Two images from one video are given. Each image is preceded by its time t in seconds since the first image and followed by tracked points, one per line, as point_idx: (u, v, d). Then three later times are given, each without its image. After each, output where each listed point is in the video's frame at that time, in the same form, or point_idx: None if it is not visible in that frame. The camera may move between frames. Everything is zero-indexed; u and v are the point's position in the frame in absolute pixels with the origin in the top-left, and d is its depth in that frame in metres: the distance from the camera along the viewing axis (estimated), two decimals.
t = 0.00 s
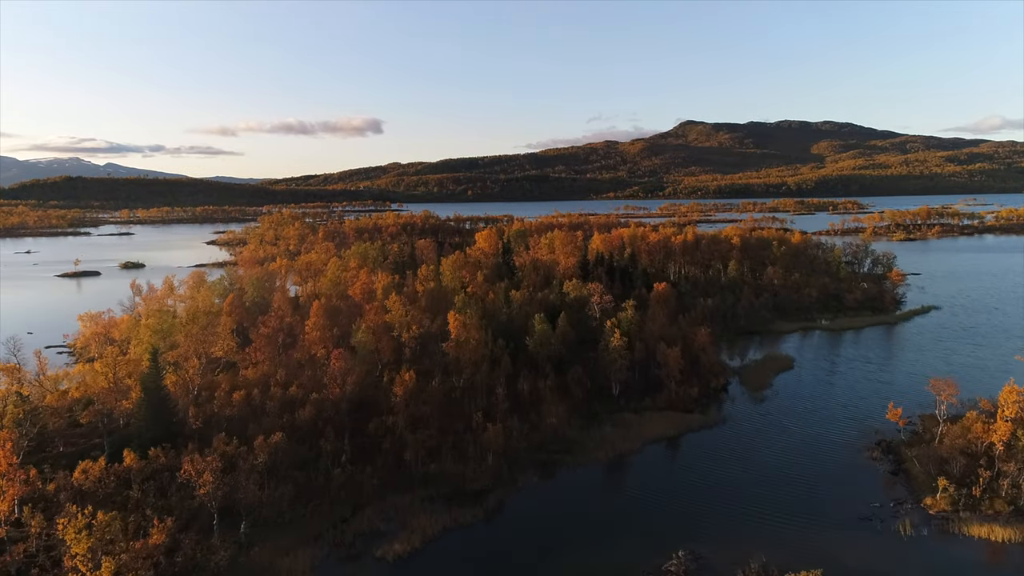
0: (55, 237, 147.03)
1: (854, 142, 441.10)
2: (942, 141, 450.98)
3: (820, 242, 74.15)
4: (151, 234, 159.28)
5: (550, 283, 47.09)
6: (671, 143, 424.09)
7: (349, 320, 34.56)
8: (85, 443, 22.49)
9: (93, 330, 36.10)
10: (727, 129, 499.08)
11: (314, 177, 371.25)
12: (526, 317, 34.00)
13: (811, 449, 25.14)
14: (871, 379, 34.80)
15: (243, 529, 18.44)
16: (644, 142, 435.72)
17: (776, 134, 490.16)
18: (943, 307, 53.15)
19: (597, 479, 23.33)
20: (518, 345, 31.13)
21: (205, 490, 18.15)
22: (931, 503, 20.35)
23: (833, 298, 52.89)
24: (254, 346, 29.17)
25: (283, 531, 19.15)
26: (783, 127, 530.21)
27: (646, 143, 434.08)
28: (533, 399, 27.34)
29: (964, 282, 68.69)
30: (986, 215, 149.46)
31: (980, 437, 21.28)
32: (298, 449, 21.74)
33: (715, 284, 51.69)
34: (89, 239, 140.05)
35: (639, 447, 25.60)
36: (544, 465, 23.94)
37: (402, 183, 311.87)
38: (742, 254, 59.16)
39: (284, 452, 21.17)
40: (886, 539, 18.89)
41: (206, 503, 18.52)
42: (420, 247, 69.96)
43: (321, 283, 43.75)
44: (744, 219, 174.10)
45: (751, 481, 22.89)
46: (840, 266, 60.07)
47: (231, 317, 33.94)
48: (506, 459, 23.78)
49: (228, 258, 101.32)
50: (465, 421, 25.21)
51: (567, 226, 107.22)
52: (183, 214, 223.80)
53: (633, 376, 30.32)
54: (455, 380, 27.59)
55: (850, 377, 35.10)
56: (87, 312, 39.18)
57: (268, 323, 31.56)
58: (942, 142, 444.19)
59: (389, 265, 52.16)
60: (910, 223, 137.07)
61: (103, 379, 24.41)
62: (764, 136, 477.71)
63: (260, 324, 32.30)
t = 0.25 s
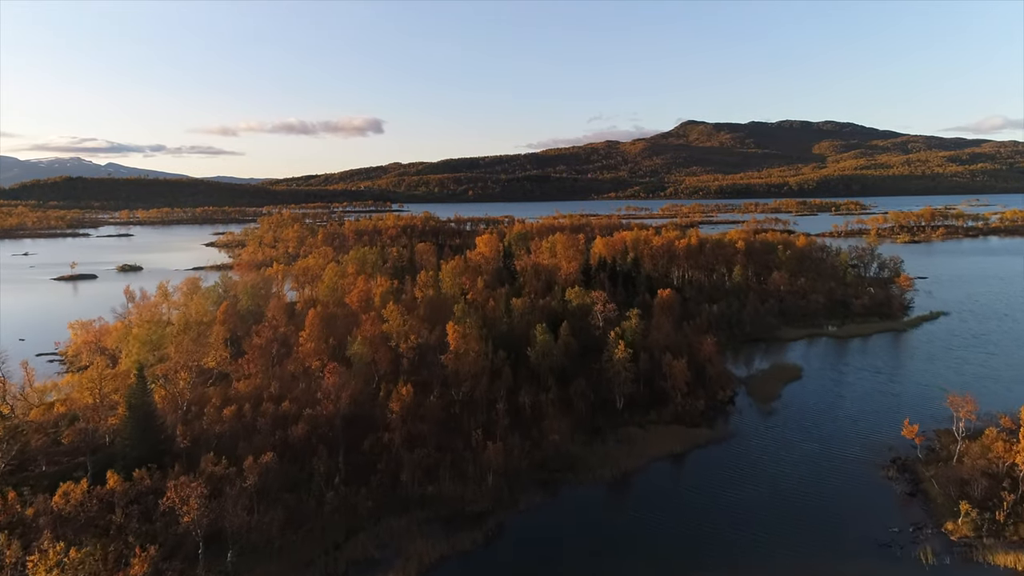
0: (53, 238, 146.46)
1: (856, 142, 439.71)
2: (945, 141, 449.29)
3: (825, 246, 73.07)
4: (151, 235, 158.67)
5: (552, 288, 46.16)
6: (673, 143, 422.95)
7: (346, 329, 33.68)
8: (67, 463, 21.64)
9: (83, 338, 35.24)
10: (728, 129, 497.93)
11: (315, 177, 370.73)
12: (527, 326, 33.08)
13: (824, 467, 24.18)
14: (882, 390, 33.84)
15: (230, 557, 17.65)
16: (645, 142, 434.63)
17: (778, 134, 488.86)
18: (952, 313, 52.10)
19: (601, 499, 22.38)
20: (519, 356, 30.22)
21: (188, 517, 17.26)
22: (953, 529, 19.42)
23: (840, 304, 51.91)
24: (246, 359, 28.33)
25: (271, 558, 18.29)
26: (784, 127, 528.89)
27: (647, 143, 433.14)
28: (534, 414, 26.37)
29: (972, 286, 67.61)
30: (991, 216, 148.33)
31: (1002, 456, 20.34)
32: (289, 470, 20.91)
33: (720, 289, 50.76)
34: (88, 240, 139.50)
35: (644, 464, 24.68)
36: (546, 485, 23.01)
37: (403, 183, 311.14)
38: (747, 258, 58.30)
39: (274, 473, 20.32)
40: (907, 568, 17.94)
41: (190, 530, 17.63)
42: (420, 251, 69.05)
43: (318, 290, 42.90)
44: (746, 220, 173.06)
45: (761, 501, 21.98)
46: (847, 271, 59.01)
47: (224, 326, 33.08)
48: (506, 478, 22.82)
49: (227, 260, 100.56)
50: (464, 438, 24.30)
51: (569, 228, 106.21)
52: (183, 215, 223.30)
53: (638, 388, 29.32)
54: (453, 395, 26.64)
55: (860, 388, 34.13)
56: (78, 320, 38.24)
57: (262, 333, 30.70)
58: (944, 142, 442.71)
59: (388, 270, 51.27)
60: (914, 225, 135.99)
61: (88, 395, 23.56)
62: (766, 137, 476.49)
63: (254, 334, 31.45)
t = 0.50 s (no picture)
0: (52, 240, 145.90)
1: (857, 143, 438.61)
2: (947, 141, 448.10)
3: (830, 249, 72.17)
4: (150, 236, 157.96)
5: (554, 295, 45.29)
6: (674, 143, 422.13)
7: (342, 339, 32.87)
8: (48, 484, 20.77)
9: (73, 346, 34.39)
10: (729, 129, 496.77)
11: (315, 178, 370.00)
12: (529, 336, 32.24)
13: (838, 485, 23.20)
14: (894, 402, 32.88)
15: None
16: (645, 142, 433.80)
17: (779, 134, 487.84)
18: (961, 319, 51.14)
19: (605, 521, 21.46)
20: (521, 368, 29.36)
21: (171, 546, 16.42)
22: (977, 557, 18.44)
23: (847, 310, 50.97)
24: (238, 372, 27.49)
25: None
26: (786, 127, 527.85)
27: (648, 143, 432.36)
28: (536, 430, 25.52)
29: (978, 290, 66.59)
30: (995, 217, 147.36)
31: None
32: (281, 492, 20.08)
33: (724, 295, 49.86)
34: (86, 241, 138.84)
35: (650, 483, 23.79)
36: (548, 505, 22.07)
37: (403, 183, 310.51)
38: (752, 263, 57.35)
39: (264, 496, 19.44)
40: None
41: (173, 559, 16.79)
42: (420, 255, 68.11)
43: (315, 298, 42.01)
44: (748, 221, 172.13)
45: (772, 523, 21.07)
46: (854, 276, 58.02)
47: (218, 336, 32.26)
48: (506, 498, 21.95)
49: (225, 263, 99.70)
50: (463, 455, 23.43)
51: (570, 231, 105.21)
52: (182, 215, 222.70)
53: (643, 402, 28.42)
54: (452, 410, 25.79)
55: (871, 400, 33.21)
56: (69, 329, 37.45)
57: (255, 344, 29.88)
58: (946, 142, 441.53)
59: (386, 275, 50.38)
60: (918, 226, 134.98)
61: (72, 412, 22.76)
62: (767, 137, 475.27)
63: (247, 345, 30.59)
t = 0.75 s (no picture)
0: (50, 241, 145.15)
1: (859, 143, 437.49)
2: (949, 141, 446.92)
3: (835, 252, 71.16)
4: (148, 237, 157.24)
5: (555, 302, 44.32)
6: (675, 144, 421.29)
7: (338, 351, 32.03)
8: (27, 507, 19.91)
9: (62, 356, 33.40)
10: (731, 129, 495.56)
11: (316, 178, 369.27)
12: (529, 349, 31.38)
13: (852, 506, 22.27)
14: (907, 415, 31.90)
15: None
16: (646, 142, 432.94)
17: (780, 134, 486.83)
18: (970, 325, 50.14)
19: (610, 545, 20.55)
20: (521, 381, 28.44)
21: None
22: None
23: (854, 316, 49.93)
24: (229, 386, 26.61)
25: None
26: (787, 127, 526.80)
27: (648, 143, 431.49)
28: (538, 446, 24.64)
29: (986, 295, 65.54)
30: (999, 219, 146.35)
31: None
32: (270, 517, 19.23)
33: (729, 300, 48.83)
34: (84, 243, 138.16)
35: (655, 504, 22.89)
36: (550, 530, 21.11)
37: (403, 183, 309.80)
38: (756, 268, 56.37)
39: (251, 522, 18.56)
40: None
41: None
42: (418, 259, 67.14)
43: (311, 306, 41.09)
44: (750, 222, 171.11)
45: (784, 547, 20.14)
46: (860, 281, 57.04)
47: (210, 346, 31.39)
48: (506, 522, 21.05)
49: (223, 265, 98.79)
50: (461, 475, 22.56)
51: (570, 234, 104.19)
52: (182, 216, 222.03)
53: (648, 417, 27.52)
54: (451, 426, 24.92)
55: (882, 412, 32.28)
56: (58, 337, 36.55)
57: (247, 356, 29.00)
58: (947, 142, 440.51)
59: (383, 281, 49.36)
60: (921, 228, 133.95)
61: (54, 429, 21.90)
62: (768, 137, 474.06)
63: (240, 357, 29.72)
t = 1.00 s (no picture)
0: (49, 243, 144.42)
1: (861, 142, 436.26)
2: (951, 141, 445.41)
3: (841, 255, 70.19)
4: (148, 238, 156.55)
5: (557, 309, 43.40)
6: (676, 144, 420.32)
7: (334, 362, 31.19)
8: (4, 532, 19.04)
9: (51, 366, 32.47)
10: (732, 129, 494.33)
11: (317, 178, 368.57)
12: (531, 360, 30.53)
13: (868, 528, 21.34)
14: (920, 428, 31.01)
15: None
16: (647, 142, 431.86)
17: (782, 134, 485.60)
18: (981, 332, 49.10)
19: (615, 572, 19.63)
20: (522, 395, 27.57)
21: None
22: None
23: (862, 323, 48.93)
24: (221, 401, 25.74)
25: None
26: (788, 127, 525.60)
27: (650, 143, 430.46)
28: (539, 465, 23.75)
29: (995, 299, 64.47)
30: (1003, 219, 145.34)
31: None
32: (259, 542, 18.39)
33: (734, 307, 47.85)
34: (83, 244, 137.43)
35: (662, 526, 21.96)
36: (554, 555, 20.17)
37: (404, 183, 309.07)
38: (761, 272, 55.43)
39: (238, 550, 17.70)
40: None
41: None
42: (418, 263, 66.26)
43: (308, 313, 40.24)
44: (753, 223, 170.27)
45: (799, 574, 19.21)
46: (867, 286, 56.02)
47: (202, 357, 30.50)
48: (506, 547, 20.15)
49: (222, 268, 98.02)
50: (460, 497, 21.68)
51: (571, 237, 103.35)
52: (182, 216, 221.40)
53: (653, 433, 26.61)
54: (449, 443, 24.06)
55: (894, 425, 31.35)
56: (49, 346, 35.67)
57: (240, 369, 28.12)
58: (950, 142, 439.01)
59: (382, 287, 48.48)
60: (925, 229, 132.97)
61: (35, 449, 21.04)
62: (770, 137, 472.89)
63: (232, 370, 28.85)
